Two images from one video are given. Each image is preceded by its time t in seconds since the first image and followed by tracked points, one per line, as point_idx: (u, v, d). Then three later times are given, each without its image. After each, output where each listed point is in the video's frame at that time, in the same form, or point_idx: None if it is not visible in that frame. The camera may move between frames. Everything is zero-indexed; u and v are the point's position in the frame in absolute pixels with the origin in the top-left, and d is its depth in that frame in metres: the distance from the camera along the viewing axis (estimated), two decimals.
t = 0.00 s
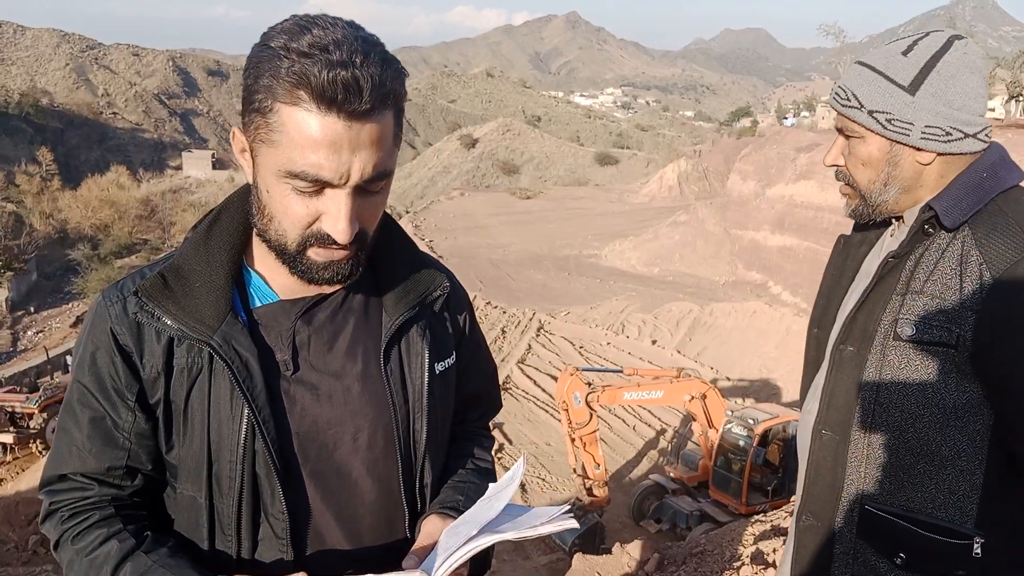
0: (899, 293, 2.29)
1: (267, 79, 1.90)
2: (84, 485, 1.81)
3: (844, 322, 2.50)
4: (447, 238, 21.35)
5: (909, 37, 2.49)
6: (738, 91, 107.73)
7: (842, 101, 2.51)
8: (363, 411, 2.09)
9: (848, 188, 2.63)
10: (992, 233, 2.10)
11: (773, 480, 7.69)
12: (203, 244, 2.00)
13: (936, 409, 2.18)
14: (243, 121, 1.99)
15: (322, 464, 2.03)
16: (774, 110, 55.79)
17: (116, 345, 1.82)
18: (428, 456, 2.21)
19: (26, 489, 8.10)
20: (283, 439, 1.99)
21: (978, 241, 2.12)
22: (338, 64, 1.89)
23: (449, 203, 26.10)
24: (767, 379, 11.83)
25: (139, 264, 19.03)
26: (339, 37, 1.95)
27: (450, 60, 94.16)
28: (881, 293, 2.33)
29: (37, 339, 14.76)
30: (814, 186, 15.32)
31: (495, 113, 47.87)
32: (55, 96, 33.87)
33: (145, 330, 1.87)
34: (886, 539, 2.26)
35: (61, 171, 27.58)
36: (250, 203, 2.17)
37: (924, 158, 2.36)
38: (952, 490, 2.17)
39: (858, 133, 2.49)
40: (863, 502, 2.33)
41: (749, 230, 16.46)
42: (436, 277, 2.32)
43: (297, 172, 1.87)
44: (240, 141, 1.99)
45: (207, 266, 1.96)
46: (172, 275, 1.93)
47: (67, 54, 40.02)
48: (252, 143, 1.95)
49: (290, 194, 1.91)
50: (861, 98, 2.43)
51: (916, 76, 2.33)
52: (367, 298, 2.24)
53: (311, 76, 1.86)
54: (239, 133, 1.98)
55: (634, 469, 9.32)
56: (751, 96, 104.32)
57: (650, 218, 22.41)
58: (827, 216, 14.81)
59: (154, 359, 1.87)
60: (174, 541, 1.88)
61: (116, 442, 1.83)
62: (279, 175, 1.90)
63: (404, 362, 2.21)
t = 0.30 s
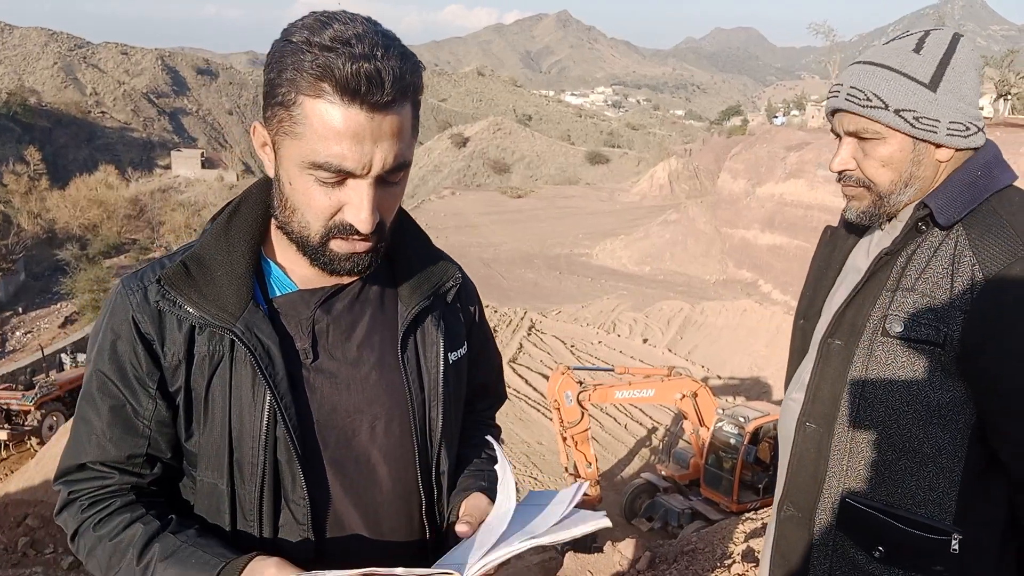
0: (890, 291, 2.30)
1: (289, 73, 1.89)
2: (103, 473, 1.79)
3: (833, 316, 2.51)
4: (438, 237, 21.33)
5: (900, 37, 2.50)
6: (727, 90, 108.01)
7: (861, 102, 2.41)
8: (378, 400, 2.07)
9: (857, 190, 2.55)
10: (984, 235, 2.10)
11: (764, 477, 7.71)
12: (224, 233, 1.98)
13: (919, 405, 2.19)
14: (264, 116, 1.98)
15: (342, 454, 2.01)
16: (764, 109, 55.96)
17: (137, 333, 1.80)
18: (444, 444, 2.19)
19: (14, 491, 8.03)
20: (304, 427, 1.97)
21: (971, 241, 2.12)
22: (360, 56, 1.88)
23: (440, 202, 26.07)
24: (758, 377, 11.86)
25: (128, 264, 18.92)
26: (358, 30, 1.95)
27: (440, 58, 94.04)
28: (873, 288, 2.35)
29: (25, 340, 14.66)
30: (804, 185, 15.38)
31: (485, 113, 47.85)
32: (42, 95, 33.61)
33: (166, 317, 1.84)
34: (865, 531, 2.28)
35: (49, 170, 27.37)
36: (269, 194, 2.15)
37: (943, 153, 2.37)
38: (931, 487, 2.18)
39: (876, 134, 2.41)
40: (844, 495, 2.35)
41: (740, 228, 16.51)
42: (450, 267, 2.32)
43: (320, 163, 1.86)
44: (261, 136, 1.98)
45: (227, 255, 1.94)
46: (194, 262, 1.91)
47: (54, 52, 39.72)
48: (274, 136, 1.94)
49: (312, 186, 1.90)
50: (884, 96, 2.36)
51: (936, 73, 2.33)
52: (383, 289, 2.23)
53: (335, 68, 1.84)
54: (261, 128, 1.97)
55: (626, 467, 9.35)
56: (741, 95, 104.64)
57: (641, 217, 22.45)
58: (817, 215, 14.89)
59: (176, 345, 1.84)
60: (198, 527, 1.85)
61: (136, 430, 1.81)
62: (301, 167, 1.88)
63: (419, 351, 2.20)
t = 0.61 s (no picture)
0: (887, 290, 2.28)
1: (335, 68, 1.90)
2: (142, 457, 1.80)
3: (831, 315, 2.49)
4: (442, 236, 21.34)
5: (887, 39, 2.51)
6: (732, 88, 107.80)
7: (858, 104, 2.37)
8: (410, 391, 2.02)
9: (852, 194, 2.51)
10: (983, 234, 2.11)
11: (769, 477, 7.66)
12: (265, 225, 1.97)
13: (920, 405, 2.17)
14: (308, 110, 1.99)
15: (374, 442, 1.97)
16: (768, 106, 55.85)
17: (180, 321, 1.81)
18: (472, 437, 2.14)
19: (19, 491, 8.04)
20: (338, 414, 1.93)
21: (970, 241, 2.12)
22: (402, 53, 1.88)
23: (444, 201, 26.08)
24: (762, 376, 11.82)
25: (133, 264, 18.98)
26: (403, 29, 1.95)
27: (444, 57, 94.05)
28: (870, 289, 2.32)
29: (30, 340, 14.72)
30: (808, 183, 15.33)
31: (489, 112, 47.84)
32: (48, 96, 33.74)
33: (208, 306, 1.85)
34: (865, 531, 2.26)
35: (54, 171, 27.48)
36: (309, 188, 2.14)
37: (938, 153, 2.36)
38: (931, 487, 2.17)
39: (873, 135, 2.38)
40: (843, 494, 2.33)
41: (744, 227, 16.46)
42: (479, 265, 2.27)
43: (362, 156, 1.86)
44: (305, 130, 1.98)
45: (268, 247, 1.94)
46: (237, 253, 1.91)
47: (59, 53, 39.87)
48: (316, 130, 1.94)
49: (353, 179, 1.90)
50: (882, 98, 2.32)
51: (928, 74, 2.33)
52: (417, 281, 2.19)
53: (378, 65, 1.85)
54: (305, 122, 1.98)
55: (630, 466, 9.33)
56: (746, 93, 104.36)
57: (645, 216, 22.42)
58: (822, 213, 14.85)
59: (217, 333, 1.84)
60: (235, 512, 1.85)
61: (176, 416, 1.82)
62: (343, 160, 1.89)
63: (450, 345, 2.14)
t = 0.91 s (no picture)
0: (869, 290, 2.29)
1: (354, 70, 1.91)
2: (167, 447, 1.79)
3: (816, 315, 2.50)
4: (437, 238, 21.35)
5: (867, 39, 2.51)
6: (725, 89, 108.13)
7: (843, 102, 2.35)
8: (423, 388, 2.00)
9: (837, 193, 2.48)
10: (961, 228, 2.12)
11: (764, 477, 7.68)
12: (286, 224, 1.98)
13: (907, 403, 2.18)
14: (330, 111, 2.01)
15: (385, 439, 1.95)
16: (761, 107, 56.04)
17: (202, 314, 1.81)
18: (484, 438, 2.12)
19: (13, 495, 8.03)
20: (351, 410, 1.92)
21: (948, 235, 2.14)
22: (416, 56, 1.88)
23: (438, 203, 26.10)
24: (757, 377, 11.84)
25: (127, 267, 18.95)
26: (422, 33, 1.95)
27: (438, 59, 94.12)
28: (853, 288, 2.34)
29: (24, 344, 14.67)
30: (802, 184, 15.36)
31: (484, 113, 47.87)
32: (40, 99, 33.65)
33: (229, 301, 1.85)
34: (860, 530, 2.27)
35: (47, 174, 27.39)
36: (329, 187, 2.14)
37: (919, 151, 2.37)
38: (922, 484, 2.18)
39: (857, 133, 2.36)
40: (838, 494, 2.34)
41: (738, 228, 16.52)
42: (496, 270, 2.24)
43: (375, 156, 1.87)
44: (326, 129, 2.01)
45: (288, 244, 1.94)
46: (257, 251, 1.92)
47: (53, 56, 39.79)
48: (336, 130, 1.96)
49: (367, 178, 1.91)
50: (867, 95, 2.32)
51: (909, 72, 2.34)
52: (433, 280, 2.17)
53: (394, 67, 1.85)
54: (326, 122, 2.00)
55: (625, 468, 9.34)
56: (740, 94, 104.65)
57: (640, 217, 22.48)
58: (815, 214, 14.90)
59: (238, 327, 1.84)
60: (258, 500, 1.85)
61: (199, 408, 1.81)
62: (358, 160, 1.90)
63: (464, 344, 2.11)
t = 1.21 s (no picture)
0: (864, 285, 2.29)
1: (368, 69, 1.91)
2: (185, 433, 1.81)
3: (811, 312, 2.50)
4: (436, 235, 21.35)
5: (868, 33, 2.50)
6: (723, 84, 108.09)
7: (852, 98, 2.32)
8: (434, 381, 2.01)
9: (838, 189, 2.45)
10: (954, 223, 2.13)
11: (763, 472, 7.71)
12: (304, 217, 1.98)
13: (905, 398, 2.18)
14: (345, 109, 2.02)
15: (395, 430, 1.97)
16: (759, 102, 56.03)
17: (221, 304, 1.82)
18: (492, 432, 2.13)
19: (13, 494, 8.03)
20: (361, 402, 1.93)
21: (941, 231, 2.14)
22: (427, 57, 1.88)
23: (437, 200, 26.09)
24: (756, 372, 11.85)
25: (126, 265, 18.95)
26: (435, 34, 1.96)
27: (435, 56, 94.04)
28: (846, 286, 2.33)
29: (24, 342, 14.67)
30: (800, 179, 15.35)
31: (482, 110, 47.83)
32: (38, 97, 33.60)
33: (247, 292, 1.86)
34: (858, 525, 2.26)
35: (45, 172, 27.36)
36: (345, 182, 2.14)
37: (918, 149, 2.39)
38: (920, 478, 2.19)
39: (862, 129, 2.34)
40: (836, 490, 2.34)
41: (737, 223, 16.55)
42: (510, 266, 2.23)
43: (386, 154, 1.88)
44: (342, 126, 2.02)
45: (305, 237, 1.94)
46: (274, 243, 1.92)
47: (50, 54, 39.72)
48: (351, 127, 1.97)
49: (378, 175, 1.92)
50: (875, 92, 2.30)
51: (914, 70, 2.34)
52: (446, 275, 2.18)
53: (405, 68, 1.86)
54: (342, 119, 2.01)
55: (625, 463, 9.37)
56: (739, 90, 104.57)
57: (638, 213, 22.49)
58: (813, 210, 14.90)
59: (254, 317, 1.85)
60: (270, 485, 1.87)
61: (217, 395, 1.82)
62: (370, 156, 1.91)
63: (476, 340, 2.11)
